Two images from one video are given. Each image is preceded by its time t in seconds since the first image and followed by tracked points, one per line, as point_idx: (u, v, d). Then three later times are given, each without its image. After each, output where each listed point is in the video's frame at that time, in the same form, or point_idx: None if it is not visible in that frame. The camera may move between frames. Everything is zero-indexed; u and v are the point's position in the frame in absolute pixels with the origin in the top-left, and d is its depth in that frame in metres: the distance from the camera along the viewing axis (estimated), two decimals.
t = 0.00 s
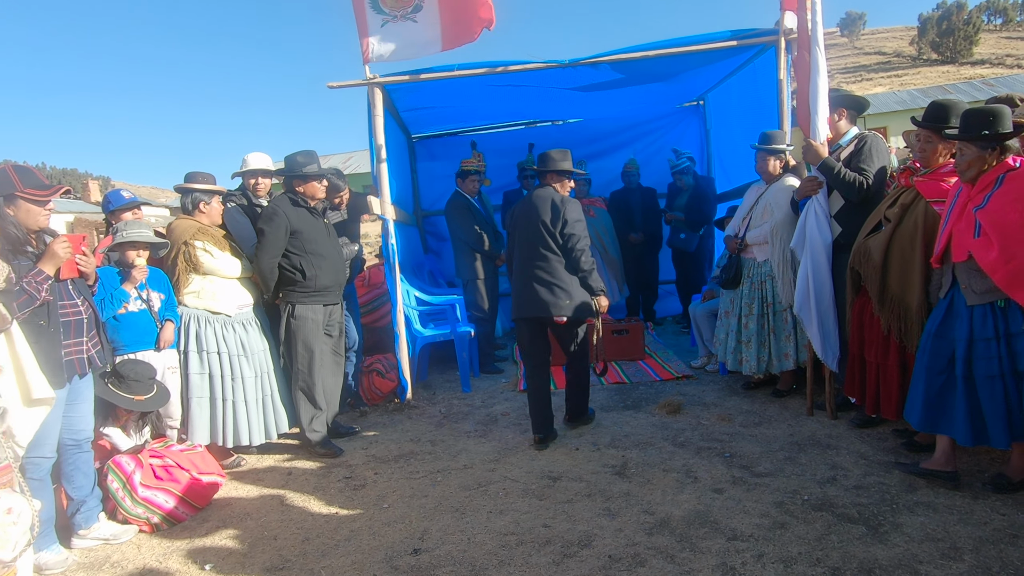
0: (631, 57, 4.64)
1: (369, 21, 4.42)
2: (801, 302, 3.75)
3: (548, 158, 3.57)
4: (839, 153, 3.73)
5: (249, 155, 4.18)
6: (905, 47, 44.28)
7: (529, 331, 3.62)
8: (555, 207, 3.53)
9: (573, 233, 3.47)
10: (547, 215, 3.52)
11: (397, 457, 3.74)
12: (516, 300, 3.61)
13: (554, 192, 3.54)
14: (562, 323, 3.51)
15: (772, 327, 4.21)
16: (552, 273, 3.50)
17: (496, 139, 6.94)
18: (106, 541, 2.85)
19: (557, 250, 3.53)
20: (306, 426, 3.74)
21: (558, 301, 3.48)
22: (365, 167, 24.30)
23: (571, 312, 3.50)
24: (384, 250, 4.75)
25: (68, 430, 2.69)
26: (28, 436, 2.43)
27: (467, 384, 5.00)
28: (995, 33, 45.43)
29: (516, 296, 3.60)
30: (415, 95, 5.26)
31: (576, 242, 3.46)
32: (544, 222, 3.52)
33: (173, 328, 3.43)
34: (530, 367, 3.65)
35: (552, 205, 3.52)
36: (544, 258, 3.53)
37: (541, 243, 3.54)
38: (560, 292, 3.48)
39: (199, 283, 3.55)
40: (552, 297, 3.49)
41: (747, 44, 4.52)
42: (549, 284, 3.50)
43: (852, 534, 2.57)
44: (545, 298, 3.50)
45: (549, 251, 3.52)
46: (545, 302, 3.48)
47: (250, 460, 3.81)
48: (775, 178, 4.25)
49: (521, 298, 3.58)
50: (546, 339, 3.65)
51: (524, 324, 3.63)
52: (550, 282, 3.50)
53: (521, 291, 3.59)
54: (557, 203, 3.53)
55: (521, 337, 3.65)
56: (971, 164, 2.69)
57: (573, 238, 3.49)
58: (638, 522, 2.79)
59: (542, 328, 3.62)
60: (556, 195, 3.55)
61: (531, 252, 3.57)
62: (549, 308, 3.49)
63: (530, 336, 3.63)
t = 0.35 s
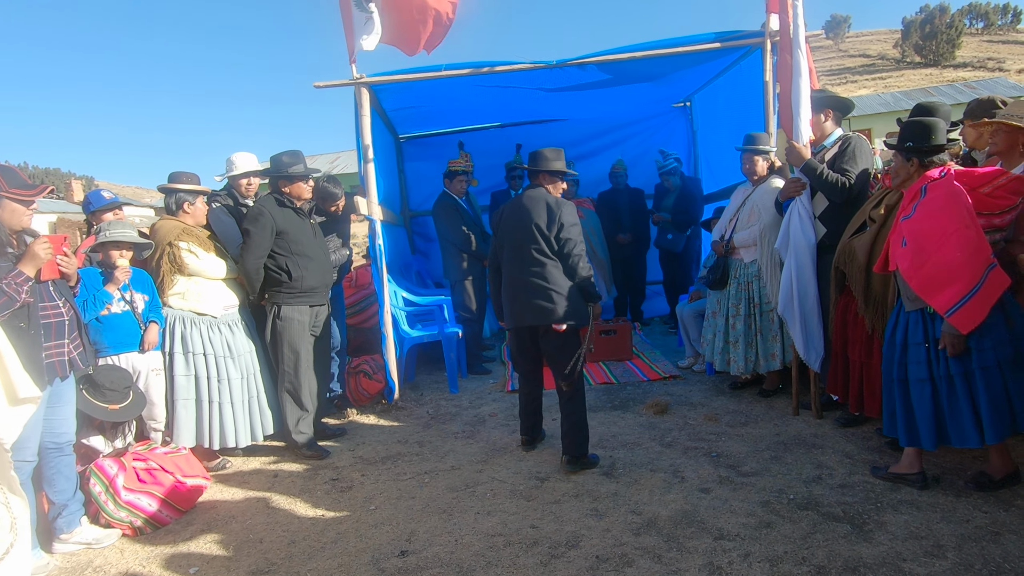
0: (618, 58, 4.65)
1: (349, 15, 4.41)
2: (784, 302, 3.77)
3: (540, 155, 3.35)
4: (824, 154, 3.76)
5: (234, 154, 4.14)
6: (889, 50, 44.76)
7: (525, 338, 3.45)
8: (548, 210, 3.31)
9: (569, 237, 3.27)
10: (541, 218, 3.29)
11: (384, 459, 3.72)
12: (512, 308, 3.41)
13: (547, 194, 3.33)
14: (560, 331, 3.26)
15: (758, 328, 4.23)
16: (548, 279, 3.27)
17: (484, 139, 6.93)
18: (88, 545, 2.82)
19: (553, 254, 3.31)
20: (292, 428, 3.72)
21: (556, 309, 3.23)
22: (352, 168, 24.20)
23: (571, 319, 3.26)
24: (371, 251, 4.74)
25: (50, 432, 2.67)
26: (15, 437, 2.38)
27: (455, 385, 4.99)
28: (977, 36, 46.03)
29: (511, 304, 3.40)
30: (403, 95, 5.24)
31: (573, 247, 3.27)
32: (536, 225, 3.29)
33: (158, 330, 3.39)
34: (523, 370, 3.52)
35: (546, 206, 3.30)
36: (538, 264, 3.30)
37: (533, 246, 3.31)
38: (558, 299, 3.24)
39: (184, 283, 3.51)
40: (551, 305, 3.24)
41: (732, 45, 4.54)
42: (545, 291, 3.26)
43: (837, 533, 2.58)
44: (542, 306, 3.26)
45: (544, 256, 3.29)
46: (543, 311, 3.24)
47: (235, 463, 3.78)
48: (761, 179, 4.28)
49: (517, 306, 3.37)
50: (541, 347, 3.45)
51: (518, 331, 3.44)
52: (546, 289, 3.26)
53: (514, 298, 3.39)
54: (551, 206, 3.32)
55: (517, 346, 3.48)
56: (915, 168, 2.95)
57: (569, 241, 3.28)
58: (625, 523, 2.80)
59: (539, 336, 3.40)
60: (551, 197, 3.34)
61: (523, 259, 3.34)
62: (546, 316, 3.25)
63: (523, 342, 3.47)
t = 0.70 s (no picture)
0: (607, 60, 4.66)
1: (342, 20, 4.40)
2: (768, 305, 3.81)
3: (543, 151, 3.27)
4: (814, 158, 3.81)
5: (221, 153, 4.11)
6: (876, 54, 45.16)
7: (514, 344, 3.35)
8: (549, 209, 3.23)
9: (567, 239, 3.17)
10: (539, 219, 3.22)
11: (373, 461, 3.71)
12: (501, 309, 3.33)
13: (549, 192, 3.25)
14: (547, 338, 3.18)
15: (747, 330, 4.24)
16: (542, 282, 3.20)
17: (474, 141, 6.92)
18: (71, 550, 2.79)
19: (550, 257, 3.23)
20: (280, 430, 3.69)
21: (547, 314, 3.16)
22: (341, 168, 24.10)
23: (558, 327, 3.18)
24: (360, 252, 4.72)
25: (32, 436, 2.63)
26: None
27: (444, 386, 4.98)
28: (962, 40, 46.53)
29: (501, 304, 3.33)
30: (393, 96, 5.23)
31: (570, 249, 3.17)
32: (533, 224, 3.22)
33: (143, 332, 3.36)
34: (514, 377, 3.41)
35: (546, 207, 3.23)
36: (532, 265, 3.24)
37: (528, 247, 3.24)
38: (547, 304, 3.17)
39: (171, 285, 3.48)
40: (541, 308, 3.17)
41: (720, 49, 4.56)
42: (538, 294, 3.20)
43: (824, 535, 2.60)
44: (532, 310, 3.19)
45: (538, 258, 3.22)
46: (533, 314, 3.16)
47: (222, 466, 3.75)
48: (749, 183, 4.30)
49: (507, 307, 3.29)
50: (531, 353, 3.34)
51: (508, 337, 3.34)
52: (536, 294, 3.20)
53: (506, 299, 3.31)
54: (551, 205, 3.24)
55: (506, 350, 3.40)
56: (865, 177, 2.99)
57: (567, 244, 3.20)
58: (614, 525, 2.80)
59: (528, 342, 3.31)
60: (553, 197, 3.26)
61: (517, 260, 3.28)
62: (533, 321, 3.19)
63: (513, 348, 3.38)
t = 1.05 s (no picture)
0: (598, 63, 4.67)
1: (331, 19, 4.39)
2: (756, 306, 3.82)
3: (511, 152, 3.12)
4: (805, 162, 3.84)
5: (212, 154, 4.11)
6: (865, 59, 45.52)
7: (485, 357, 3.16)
8: (521, 213, 3.07)
9: (542, 243, 3.03)
10: (510, 223, 3.05)
11: (363, 464, 3.69)
12: (473, 320, 3.13)
13: (519, 195, 3.09)
14: (525, 347, 3.02)
15: (739, 332, 4.26)
16: (517, 290, 3.05)
17: (465, 142, 6.92)
18: (57, 554, 2.76)
19: (524, 263, 3.10)
20: (270, 433, 3.67)
21: (524, 321, 3.01)
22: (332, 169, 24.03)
23: (537, 335, 3.02)
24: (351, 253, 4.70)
25: (17, 438, 2.61)
26: None
27: (435, 388, 4.96)
28: (950, 45, 47.01)
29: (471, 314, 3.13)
30: (384, 97, 5.22)
31: (546, 254, 3.03)
32: (506, 229, 3.06)
33: (131, 334, 3.34)
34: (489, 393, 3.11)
35: (519, 210, 3.08)
36: (506, 272, 3.07)
37: (501, 253, 3.08)
38: (524, 311, 3.01)
39: (159, 287, 3.46)
40: (518, 317, 3.02)
41: (710, 53, 4.58)
42: (513, 302, 3.03)
43: (813, 536, 2.61)
44: (509, 319, 3.02)
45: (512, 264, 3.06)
46: (509, 323, 2.99)
47: (211, 468, 3.72)
48: (741, 186, 4.32)
49: (479, 317, 3.10)
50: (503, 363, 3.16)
51: (482, 350, 3.13)
52: (512, 301, 3.03)
53: (478, 309, 3.12)
54: (523, 208, 3.08)
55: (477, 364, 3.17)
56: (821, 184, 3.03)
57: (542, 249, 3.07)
58: (604, 527, 2.80)
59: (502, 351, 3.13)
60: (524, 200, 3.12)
61: (490, 266, 3.11)
62: (510, 330, 3.01)
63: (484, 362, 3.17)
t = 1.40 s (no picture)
0: (589, 64, 4.67)
1: (322, 18, 4.38)
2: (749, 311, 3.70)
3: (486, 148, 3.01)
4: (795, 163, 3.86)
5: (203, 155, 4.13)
6: (855, 61, 45.81)
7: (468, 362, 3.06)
8: (496, 211, 2.95)
9: (519, 241, 2.91)
10: (485, 221, 2.93)
11: (354, 466, 3.68)
12: (452, 324, 3.01)
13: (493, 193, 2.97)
14: (505, 349, 2.91)
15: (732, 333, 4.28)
16: (494, 290, 2.92)
17: (457, 143, 6.90)
18: (44, 558, 2.72)
19: (501, 262, 2.97)
20: (261, 435, 3.65)
21: (503, 323, 2.88)
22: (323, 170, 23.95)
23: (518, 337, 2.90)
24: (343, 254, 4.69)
25: (4, 440, 2.58)
26: None
27: (427, 390, 4.95)
28: (939, 48, 47.39)
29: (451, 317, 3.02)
30: (376, 98, 5.21)
31: (523, 252, 2.91)
32: (480, 229, 2.93)
33: (118, 335, 3.31)
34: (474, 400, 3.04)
35: (492, 208, 2.95)
36: (483, 273, 2.95)
37: (476, 253, 2.95)
38: (502, 312, 2.89)
39: (149, 288, 3.44)
40: (496, 319, 2.90)
41: (701, 54, 4.60)
42: (490, 304, 2.91)
43: (804, 537, 2.62)
44: (486, 321, 2.89)
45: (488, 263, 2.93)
46: (487, 325, 2.87)
47: (201, 470, 3.70)
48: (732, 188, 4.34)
49: (458, 320, 2.98)
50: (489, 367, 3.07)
51: (463, 353, 3.02)
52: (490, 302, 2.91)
53: (457, 312, 3.00)
54: (498, 206, 2.96)
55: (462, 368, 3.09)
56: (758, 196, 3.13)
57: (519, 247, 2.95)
58: (597, 528, 2.80)
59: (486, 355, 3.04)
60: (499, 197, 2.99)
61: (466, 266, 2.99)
62: (489, 333, 2.88)
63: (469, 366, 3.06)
